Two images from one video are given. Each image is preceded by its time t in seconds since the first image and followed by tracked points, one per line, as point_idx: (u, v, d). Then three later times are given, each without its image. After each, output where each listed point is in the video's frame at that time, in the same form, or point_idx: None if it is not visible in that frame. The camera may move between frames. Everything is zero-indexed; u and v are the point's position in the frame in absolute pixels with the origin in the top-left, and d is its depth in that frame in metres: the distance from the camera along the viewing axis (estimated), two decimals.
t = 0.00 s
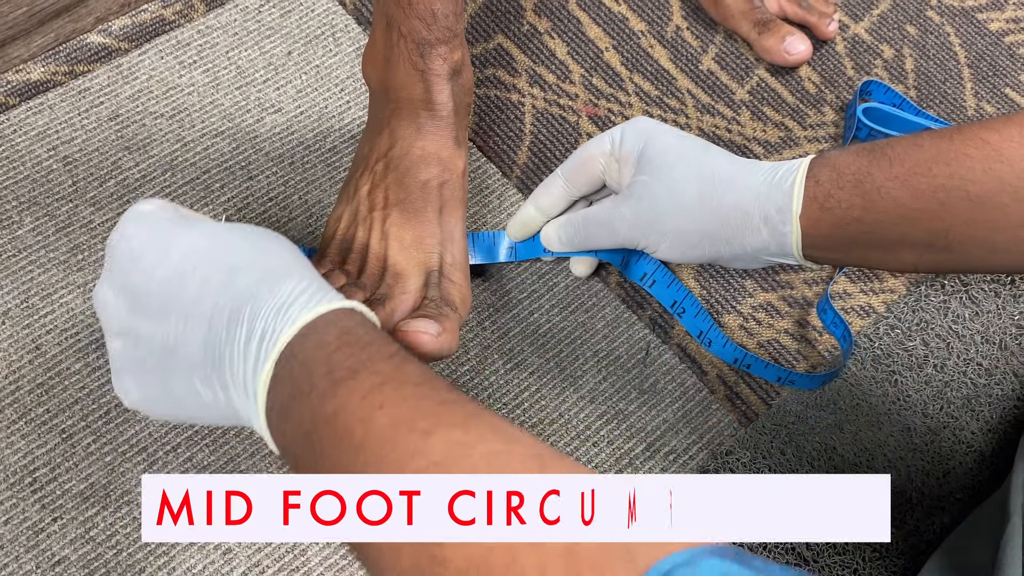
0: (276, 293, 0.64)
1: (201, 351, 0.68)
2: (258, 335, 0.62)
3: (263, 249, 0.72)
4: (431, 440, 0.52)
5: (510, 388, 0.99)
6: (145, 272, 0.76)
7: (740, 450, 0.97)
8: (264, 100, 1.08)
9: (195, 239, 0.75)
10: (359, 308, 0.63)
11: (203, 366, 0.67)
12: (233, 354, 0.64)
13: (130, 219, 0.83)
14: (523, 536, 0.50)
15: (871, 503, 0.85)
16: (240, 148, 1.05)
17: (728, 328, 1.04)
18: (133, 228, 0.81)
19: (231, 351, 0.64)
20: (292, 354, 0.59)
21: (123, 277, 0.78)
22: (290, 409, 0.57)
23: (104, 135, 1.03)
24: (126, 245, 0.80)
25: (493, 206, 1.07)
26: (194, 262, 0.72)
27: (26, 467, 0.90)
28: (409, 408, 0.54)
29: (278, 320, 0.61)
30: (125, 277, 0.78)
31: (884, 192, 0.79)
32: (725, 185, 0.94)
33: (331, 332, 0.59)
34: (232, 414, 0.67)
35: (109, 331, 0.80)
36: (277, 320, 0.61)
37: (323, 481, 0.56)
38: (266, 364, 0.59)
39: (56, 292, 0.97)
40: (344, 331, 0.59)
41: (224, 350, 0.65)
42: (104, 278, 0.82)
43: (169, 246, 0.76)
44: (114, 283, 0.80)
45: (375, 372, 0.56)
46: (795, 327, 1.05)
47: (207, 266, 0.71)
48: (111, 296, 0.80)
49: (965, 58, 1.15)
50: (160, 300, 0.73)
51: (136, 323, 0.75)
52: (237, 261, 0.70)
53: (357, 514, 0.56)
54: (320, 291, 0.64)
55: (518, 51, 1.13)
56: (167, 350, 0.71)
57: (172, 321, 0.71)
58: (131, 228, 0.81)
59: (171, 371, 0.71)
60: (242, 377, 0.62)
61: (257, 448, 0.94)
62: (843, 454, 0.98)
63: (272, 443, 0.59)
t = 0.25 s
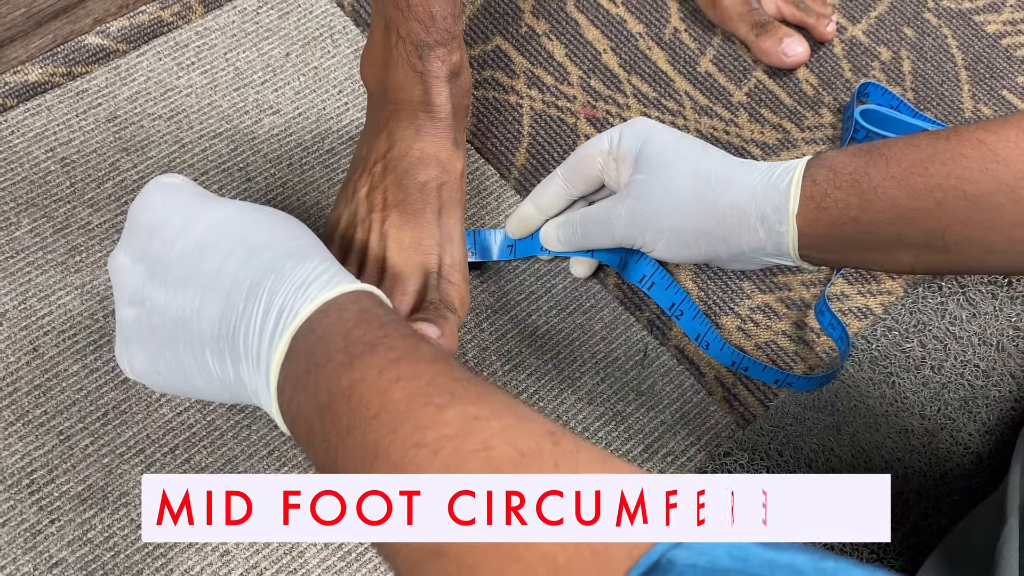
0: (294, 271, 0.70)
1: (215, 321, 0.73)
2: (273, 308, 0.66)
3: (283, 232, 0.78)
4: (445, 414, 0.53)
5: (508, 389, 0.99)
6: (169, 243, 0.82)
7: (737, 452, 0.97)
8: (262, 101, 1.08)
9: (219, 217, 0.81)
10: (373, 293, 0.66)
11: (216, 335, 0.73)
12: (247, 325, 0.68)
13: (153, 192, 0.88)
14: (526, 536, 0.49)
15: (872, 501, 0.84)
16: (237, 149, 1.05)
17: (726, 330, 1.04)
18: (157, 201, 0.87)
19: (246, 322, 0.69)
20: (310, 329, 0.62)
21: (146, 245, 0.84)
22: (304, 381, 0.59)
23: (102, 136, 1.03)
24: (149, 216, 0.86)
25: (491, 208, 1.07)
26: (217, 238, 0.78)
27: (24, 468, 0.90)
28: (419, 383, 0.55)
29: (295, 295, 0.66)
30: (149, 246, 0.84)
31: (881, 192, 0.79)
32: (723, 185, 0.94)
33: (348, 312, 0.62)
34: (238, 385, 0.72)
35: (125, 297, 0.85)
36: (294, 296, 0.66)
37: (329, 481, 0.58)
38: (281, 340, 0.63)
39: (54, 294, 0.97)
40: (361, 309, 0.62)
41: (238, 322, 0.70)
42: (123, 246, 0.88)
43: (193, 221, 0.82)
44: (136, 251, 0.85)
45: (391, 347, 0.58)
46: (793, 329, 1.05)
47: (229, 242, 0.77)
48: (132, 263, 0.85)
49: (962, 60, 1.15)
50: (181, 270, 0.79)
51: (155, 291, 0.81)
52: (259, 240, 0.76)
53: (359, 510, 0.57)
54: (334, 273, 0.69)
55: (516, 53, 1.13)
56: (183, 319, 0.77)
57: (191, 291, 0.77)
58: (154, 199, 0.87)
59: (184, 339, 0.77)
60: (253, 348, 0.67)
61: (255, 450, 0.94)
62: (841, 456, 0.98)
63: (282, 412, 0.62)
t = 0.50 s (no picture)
0: (298, 250, 0.69)
1: (217, 299, 0.72)
2: (276, 288, 0.66)
3: (288, 210, 0.77)
4: (449, 396, 0.54)
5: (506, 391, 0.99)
6: (169, 217, 0.80)
7: (736, 453, 0.98)
8: (260, 103, 1.08)
9: (222, 192, 0.80)
10: (377, 273, 0.67)
11: (217, 312, 0.72)
12: (250, 303, 0.68)
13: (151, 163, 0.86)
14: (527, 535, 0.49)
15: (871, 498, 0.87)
16: (236, 151, 1.05)
17: (724, 331, 1.04)
18: (156, 172, 0.84)
19: (248, 301, 0.68)
20: (313, 308, 0.62)
21: (144, 218, 0.82)
22: (305, 361, 0.60)
23: (100, 138, 1.03)
24: (147, 188, 0.84)
25: (490, 209, 1.07)
26: (219, 213, 0.77)
27: (21, 470, 0.90)
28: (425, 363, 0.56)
29: (300, 274, 0.65)
30: (147, 219, 0.82)
31: (876, 196, 0.79)
32: (719, 187, 0.94)
33: (351, 291, 0.63)
34: (239, 364, 0.72)
35: (120, 271, 0.83)
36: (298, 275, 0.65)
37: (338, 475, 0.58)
38: (282, 319, 0.63)
39: (51, 296, 0.97)
40: (365, 289, 0.63)
41: (240, 300, 0.69)
42: (118, 218, 0.85)
43: (194, 194, 0.81)
44: (131, 224, 0.83)
45: (395, 329, 0.59)
46: (791, 330, 1.05)
47: (233, 217, 0.76)
48: (127, 235, 0.83)
49: (960, 62, 1.15)
50: (182, 244, 0.77)
51: (154, 265, 0.79)
52: (262, 218, 0.75)
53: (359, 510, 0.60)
54: (338, 255, 0.68)
55: (514, 55, 1.13)
56: (182, 294, 0.76)
57: (192, 267, 0.75)
58: (152, 171, 0.85)
59: (183, 315, 0.76)
60: (254, 329, 0.66)
61: (253, 451, 0.94)
62: (839, 457, 0.98)
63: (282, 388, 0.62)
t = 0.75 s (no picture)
0: (331, 252, 0.71)
1: (250, 299, 0.74)
2: (308, 289, 0.68)
3: (322, 215, 0.80)
4: (479, 407, 0.55)
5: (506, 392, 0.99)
6: (207, 218, 0.83)
7: (735, 455, 0.98)
8: (259, 104, 1.08)
9: (259, 196, 0.83)
10: (408, 278, 0.69)
11: (249, 311, 0.74)
12: (282, 303, 0.70)
13: (190, 163, 0.88)
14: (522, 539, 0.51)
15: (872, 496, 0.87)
16: (234, 153, 1.05)
17: (723, 333, 1.04)
18: (193, 172, 0.87)
19: (281, 301, 0.70)
20: (344, 315, 0.63)
21: (179, 217, 0.84)
22: (336, 366, 0.61)
23: (98, 139, 1.03)
24: (185, 187, 0.86)
25: (488, 211, 1.07)
26: (256, 217, 0.80)
27: (19, 472, 0.90)
28: (457, 373, 0.57)
29: (332, 274, 0.67)
30: (182, 218, 0.84)
31: (869, 205, 0.76)
32: (712, 197, 0.92)
33: (383, 297, 0.64)
34: (267, 363, 0.73)
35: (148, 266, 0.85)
36: (331, 275, 0.67)
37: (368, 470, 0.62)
38: (315, 323, 0.64)
39: (50, 297, 0.97)
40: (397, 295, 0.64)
41: (273, 299, 0.71)
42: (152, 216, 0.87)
43: (232, 197, 0.83)
44: (166, 221, 0.85)
45: (426, 337, 0.60)
46: (790, 332, 1.05)
47: (269, 220, 0.79)
48: (161, 232, 0.85)
49: (958, 64, 1.15)
50: (218, 245, 0.80)
51: (187, 262, 0.82)
52: (298, 222, 0.78)
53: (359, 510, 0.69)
54: (368, 257, 0.70)
55: (513, 56, 1.13)
56: (215, 293, 0.78)
57: (227, 266, 0.78)
58: (191, 171, 0.87)
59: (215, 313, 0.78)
60: (287, 327, 0.68)
61: (251, 453, 0.94)
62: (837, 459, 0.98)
63: (313, 387, 0.63)
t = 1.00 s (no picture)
0: (400, 282, 0.66)
1: (308, 328, 0.69)
2: (372, 321, 0.63)
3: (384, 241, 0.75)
4: (539, 451, 0.53)
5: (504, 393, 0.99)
6: (266, 233, 0.75)
7: (733, 456, 0.98)
8: (258, 106, 1.08)
9: (323, 216, 0.77)
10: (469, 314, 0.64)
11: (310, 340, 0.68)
12: (347, 332, 0.65)
13: (250, 172, 0.81)
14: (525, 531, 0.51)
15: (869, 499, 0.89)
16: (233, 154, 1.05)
17: (722, 334, 1.04)
18: (253, 181, 0.80)
19: (347, 331, 0.65)
20: (409, 350, 0.59)
21: (233, 228, 0.76)
22: (398, 404, 0.58)
23: (96, 140, 1.03)
24: (241, 196, 0.79)
25: (486, 212, 1.07)
26: (321, 238, 0.74)
27: (18, 473, 0.90)
28: (519, 419, 0.55)
29: (402, 306, 0.63)
30: (235, 229, 0.76)
31: (859, 211, 0.76)
32: (700, 204, 0.91)
33: (447, 335, 0.60)
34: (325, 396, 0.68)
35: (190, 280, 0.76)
36: (402, 307, 0.63)
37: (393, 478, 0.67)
38: (379, 359, 0.60)
39: (48, 298, 0.97)
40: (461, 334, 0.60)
41: (338, 329, 0.66)
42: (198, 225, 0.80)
43: (294, 214, 0.77)
44: (215, 230, 0.77)
45: (489, 376, 0.57)
46: (788, 333, 1.05)
47: (330, 244, 0.73)
48: (209, 242, 0.76)
49: (955, 65, 1.15)
50: (278, 265, 0.73)
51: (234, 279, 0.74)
52: (365, 247, 0.73)
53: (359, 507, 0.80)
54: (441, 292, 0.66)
55: (511, 57, 1.13)
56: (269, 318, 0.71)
57: (286, 288, 0.71)
58: (251, 181, 0.80)
59: (270, 337, 0.71)
60: (349, 362, 0.63)
61: (249, 454, 0.94)
62: (836, 460, 0.98)
63: (375, 425, 0.60)
